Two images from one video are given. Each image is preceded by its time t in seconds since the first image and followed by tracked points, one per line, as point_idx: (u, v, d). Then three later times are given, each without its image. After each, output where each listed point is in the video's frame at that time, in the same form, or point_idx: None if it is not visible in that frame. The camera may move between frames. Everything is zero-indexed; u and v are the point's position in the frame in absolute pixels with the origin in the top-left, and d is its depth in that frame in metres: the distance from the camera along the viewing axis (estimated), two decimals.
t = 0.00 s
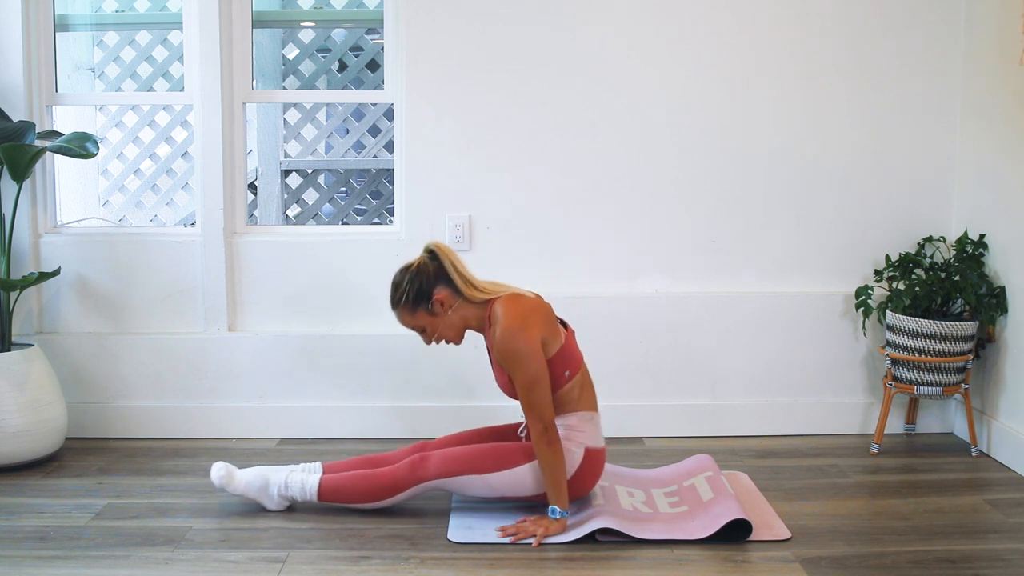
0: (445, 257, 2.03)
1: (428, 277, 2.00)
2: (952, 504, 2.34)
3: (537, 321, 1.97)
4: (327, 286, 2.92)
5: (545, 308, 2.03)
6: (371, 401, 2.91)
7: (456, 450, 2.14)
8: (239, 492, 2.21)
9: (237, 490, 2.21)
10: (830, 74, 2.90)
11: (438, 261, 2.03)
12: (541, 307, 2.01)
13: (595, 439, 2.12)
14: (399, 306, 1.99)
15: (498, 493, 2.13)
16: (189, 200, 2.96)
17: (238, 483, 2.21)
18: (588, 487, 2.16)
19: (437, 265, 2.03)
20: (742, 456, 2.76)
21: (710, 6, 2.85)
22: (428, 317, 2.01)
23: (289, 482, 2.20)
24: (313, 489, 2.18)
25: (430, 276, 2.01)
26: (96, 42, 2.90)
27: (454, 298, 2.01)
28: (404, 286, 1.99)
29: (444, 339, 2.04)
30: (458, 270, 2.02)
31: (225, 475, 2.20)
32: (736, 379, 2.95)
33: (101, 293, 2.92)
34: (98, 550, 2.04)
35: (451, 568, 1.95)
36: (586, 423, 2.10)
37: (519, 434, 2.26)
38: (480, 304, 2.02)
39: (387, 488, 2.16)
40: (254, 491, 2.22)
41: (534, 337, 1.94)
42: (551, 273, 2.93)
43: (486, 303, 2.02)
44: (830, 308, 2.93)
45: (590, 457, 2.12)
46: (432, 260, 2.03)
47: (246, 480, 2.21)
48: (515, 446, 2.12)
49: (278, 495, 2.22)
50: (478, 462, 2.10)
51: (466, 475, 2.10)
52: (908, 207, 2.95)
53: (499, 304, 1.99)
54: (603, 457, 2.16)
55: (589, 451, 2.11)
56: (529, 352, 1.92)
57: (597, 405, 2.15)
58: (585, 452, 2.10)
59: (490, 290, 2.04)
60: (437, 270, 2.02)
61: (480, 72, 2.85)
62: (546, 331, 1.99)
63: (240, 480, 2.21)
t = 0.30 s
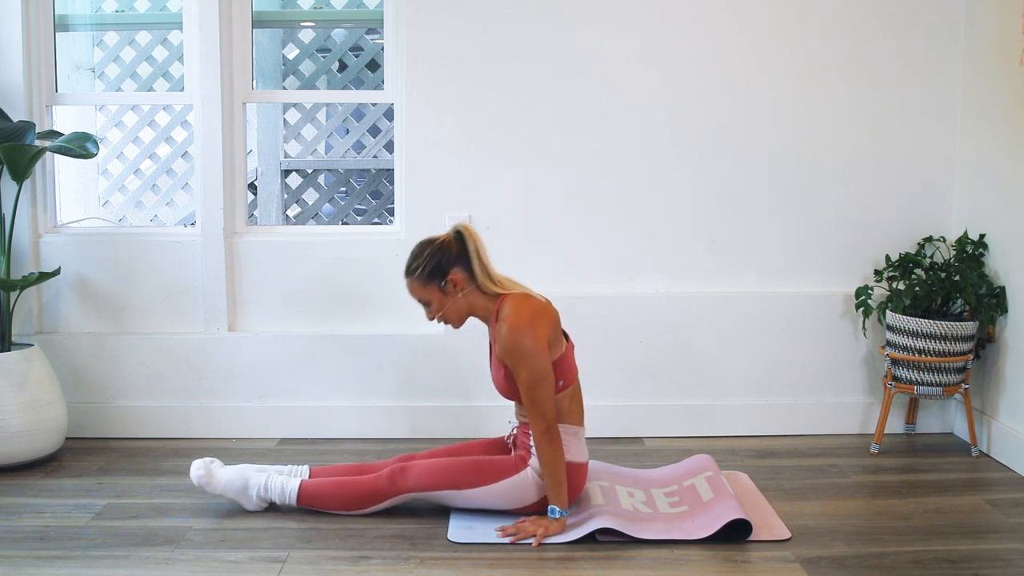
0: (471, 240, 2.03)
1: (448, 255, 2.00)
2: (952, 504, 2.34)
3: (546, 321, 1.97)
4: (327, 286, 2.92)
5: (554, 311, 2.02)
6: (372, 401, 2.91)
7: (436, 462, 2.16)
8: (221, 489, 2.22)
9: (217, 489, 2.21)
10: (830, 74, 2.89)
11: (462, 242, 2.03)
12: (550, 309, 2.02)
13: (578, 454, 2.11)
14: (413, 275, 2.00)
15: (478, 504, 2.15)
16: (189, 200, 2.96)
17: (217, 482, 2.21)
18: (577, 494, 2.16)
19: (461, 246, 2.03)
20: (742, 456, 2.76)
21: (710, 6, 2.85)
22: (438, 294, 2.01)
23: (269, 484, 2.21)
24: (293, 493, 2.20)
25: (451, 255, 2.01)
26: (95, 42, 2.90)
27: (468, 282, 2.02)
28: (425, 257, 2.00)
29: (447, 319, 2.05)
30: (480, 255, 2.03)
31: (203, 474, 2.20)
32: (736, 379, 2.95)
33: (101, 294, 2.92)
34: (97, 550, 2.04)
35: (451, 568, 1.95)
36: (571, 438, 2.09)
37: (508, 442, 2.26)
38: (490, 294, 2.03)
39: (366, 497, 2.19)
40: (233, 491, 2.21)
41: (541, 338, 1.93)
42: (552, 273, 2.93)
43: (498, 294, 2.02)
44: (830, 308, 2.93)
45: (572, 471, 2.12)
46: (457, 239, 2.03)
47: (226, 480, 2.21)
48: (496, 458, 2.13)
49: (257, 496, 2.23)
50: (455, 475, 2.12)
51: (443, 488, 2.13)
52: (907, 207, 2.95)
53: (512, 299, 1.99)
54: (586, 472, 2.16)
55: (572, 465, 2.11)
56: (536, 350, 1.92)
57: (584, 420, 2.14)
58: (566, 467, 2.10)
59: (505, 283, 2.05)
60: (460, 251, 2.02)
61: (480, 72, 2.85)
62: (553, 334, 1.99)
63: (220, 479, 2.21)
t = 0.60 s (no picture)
0: (488, 236, 2.03)
1: (463, 250, 2.01)
2: (952, 504, 2.34)
3: (553, 321, 1.97)
4: (327, 286, 2.92)
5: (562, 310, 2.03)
6: (371, 401, 2.92)
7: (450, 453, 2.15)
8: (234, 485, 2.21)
9: (232, 486, 2.20)
10: (830, 74, 2.89)
11: (479, 238, 2.03)
12: (560, 308, 2.02)
13: (591, 445, 2.11)
14: (425, 266, 2.00)
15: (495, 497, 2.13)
16: (189, 200, 2.96)
17: (234, 479, 2.19)
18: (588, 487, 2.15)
19: (476, 242, 2.03)
20: (742, 455, 2.76)
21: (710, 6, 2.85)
22: (448, 288, 2.01)
23: (285, 481, 2.21)
24: (308, 490, 2.19)
25: (466, 251, 2.01)
26: (96, 42, 2.90)
27: (478, 279, 2.02)
28: (439, 250, 2.00)
29: (455, 313, 2.05)
30: (495, 252, 2.03)
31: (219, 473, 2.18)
32: (736, 379, 2.95)
33: (101, 294, 2.92)
34: (97, 550, 2.04)
35: (451, 568, 1.95)
36: (582, 429, 2.10)
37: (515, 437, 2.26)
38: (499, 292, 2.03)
39: (380, 491, 2.18)
40: (249, 488, 2.21)
41: (549, 338, 1.94)
42: (552, 273, 2.93)
43: (509, 292, 2.03)
44: (830, 308, 2.93)
45: (585, 462, 2.11)
46: (473, 235, 2.04)
47: (242, 477, 2.20)
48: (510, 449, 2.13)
49: (272, 494, 2.22)
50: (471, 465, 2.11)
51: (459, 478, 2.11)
52: (907, 207, 2.95)
53: (521, 297, 1.99)
54: (598, 463, 2.15)
55: (585, 456, 2.10)
56: (543, 349, 1.91)
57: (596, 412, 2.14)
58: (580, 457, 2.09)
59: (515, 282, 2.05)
60: (475, 247, 2.03)
61: (480, 72, 2.85)
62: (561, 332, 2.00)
63: (237, 476, 2.20)
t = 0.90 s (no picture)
0: (453, 256, 2.04)
1: (432, 276, 2.00)
2: (952, 504, 2.34)
3: (527, 321, 1.98)
4: (327, 286, 2.92)
5: (537, 305, 2.03)
6: (371, 401, 2.92)
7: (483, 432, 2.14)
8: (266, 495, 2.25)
9: (268, 493, 2.22)
10: (829, 74, 2.90)
11: (444, 261, 2.03)
12: (532, 303, 2.03)
13: (617, 411, 2.12)
14: (400, 302, 1.99)
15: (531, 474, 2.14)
16: (189, 200, 2.96)
17: (267, 486, 2.22)
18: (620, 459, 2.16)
19: (444, 265, 2.03)
20: (742, 456, 2.76)
21: (710, 6, 2.85)
22: (428, 317, 2.01)
23: (318, 480, 2.20)
24: (343, 485, 2.17)
25: (436, 276, 2.01)
26: (96, 42, 2.90)
27: (455, 300, 2.02)
28: (409, 283, 1.99)
29: (441, 340, 2.04)
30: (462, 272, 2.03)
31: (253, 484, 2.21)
32: (736, 379, 2.95)
33: (101, 294, 2.92)
34: (98, 550, 2.04)
35: (451, 568, 1.95)
36: (602, 398, 2.11)
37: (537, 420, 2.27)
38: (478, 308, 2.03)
39: (415, 477, 2.13)
40: (285, 491, 2.22)
41: (525, 338, 1.94)
42: (552, 273, 2.93)
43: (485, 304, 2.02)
44: (830, 308, 2.93)
45: (616, 429, 2.11)
46: (438, 259, 2.04)
47: (274, 482, 2.22)
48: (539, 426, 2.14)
49: (308, 494, 2.22)
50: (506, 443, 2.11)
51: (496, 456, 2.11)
52: (907, 207, 2.95)
53: (496, 306, 1.99)
54: (628, 430, 2.15)
55: (613, 424, 2.11)
56: (520, 351, 1.92)
57: (610, 378, 2.16)
58: (609, 426, 2.10)
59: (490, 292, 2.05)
60: (443, 270, 2.02)
61: (480, 72, 2.85)
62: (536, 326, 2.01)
63: (270, 482, 2.22)
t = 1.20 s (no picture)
0: (432, 263, 2.02)
1: (415, 285, 2.00)
2: (952, 504, 2.34)
3: (514, 322, 1.98)
4: (327, 286, 2.92)
5: (522, 305, 2.03)
6: (371, 401, 2.92)
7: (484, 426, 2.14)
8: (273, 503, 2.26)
9: (275, 498, 2.22)
10: (830, 74, 2.89)
11: (426, 268, 2.02)
12: (516, 302, 2.02)
13: (616, 396, 2.12)
14: (385, 314, 2.00)
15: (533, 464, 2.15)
16: (189, 200, 2.96)
17: (273, 492, 2.21)
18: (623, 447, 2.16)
19: (425, 273, 2.03)
20: (742, 456, 2.76)
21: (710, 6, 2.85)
22: (414, 326, 2.01)
23: (322, 480, 2.20)
24: (347, 484, 2.18)
25: (418, 284, 2.01)
26: (96, 42, 2.90)
27: (440, 307, 2.02)
28: (392, 294, 1.99)
29: (429, 348, 2.05)
30: (445, 278, 2.02)
31: (258, 500, 2.21)
32: (735, 379, 2.95)
33: (101, 294, 2.92)
34: (98, 550, 2.04)
35: (451, 568, 1.95)
36: (599, 385, 2.10)
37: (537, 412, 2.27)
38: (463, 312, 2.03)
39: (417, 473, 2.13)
40: (291, 494, 2.22)
41: (513, 340, 1.94)
42: (552, 273, 2.93)
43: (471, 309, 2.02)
44: (830, 308, 2.93)
45: (617, 415, 2.11)
46: (420, 267, 2.03)
47: (278, 485, 2.22)
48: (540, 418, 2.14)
49: (313, 495, 2.22)
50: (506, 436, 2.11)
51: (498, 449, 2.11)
52: (907, 207, 2.95)
53: (482, 310, 1.99)
54: (629, 413, 2.15)
55: (614, 410, 2.11)
56: (510, 355, 1.92)
57: (605, 365, 2.15)
58: (610, 412, 2.10)
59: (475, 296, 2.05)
60: (425, 278, 2.02)
61: (480, 72, 2.85)
62: (522, 324, 2.00)
63: (275, 487, 2.22)
